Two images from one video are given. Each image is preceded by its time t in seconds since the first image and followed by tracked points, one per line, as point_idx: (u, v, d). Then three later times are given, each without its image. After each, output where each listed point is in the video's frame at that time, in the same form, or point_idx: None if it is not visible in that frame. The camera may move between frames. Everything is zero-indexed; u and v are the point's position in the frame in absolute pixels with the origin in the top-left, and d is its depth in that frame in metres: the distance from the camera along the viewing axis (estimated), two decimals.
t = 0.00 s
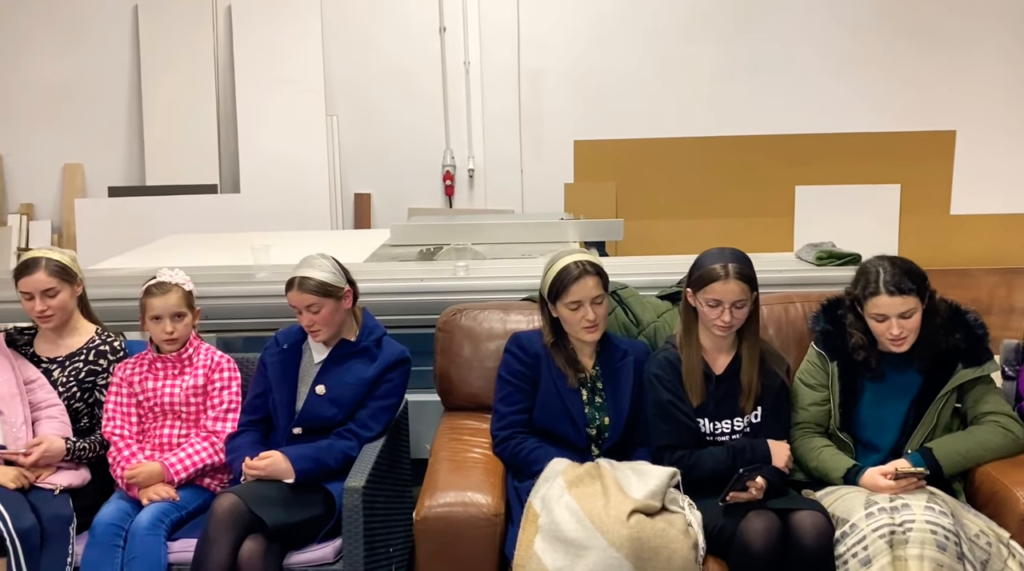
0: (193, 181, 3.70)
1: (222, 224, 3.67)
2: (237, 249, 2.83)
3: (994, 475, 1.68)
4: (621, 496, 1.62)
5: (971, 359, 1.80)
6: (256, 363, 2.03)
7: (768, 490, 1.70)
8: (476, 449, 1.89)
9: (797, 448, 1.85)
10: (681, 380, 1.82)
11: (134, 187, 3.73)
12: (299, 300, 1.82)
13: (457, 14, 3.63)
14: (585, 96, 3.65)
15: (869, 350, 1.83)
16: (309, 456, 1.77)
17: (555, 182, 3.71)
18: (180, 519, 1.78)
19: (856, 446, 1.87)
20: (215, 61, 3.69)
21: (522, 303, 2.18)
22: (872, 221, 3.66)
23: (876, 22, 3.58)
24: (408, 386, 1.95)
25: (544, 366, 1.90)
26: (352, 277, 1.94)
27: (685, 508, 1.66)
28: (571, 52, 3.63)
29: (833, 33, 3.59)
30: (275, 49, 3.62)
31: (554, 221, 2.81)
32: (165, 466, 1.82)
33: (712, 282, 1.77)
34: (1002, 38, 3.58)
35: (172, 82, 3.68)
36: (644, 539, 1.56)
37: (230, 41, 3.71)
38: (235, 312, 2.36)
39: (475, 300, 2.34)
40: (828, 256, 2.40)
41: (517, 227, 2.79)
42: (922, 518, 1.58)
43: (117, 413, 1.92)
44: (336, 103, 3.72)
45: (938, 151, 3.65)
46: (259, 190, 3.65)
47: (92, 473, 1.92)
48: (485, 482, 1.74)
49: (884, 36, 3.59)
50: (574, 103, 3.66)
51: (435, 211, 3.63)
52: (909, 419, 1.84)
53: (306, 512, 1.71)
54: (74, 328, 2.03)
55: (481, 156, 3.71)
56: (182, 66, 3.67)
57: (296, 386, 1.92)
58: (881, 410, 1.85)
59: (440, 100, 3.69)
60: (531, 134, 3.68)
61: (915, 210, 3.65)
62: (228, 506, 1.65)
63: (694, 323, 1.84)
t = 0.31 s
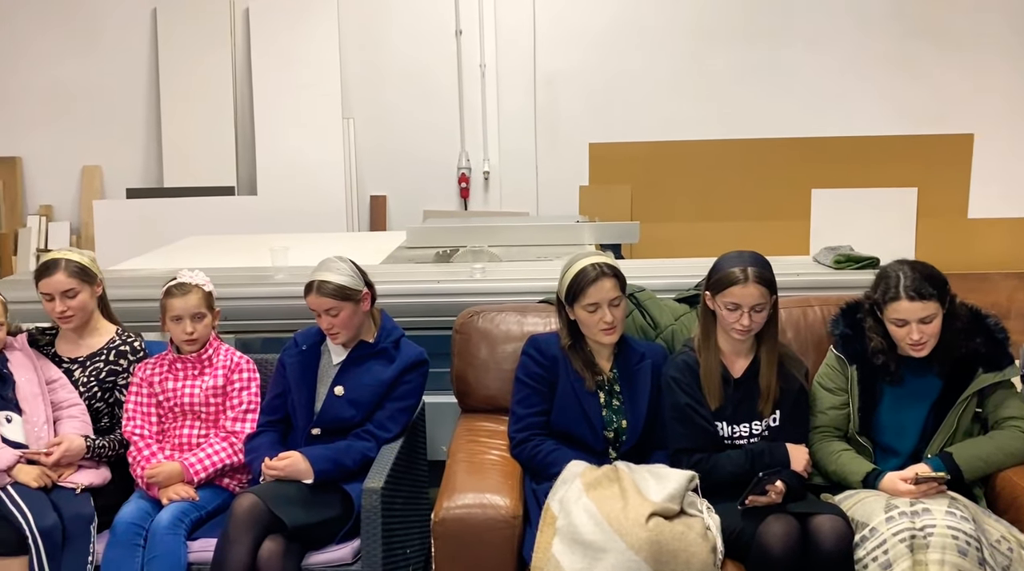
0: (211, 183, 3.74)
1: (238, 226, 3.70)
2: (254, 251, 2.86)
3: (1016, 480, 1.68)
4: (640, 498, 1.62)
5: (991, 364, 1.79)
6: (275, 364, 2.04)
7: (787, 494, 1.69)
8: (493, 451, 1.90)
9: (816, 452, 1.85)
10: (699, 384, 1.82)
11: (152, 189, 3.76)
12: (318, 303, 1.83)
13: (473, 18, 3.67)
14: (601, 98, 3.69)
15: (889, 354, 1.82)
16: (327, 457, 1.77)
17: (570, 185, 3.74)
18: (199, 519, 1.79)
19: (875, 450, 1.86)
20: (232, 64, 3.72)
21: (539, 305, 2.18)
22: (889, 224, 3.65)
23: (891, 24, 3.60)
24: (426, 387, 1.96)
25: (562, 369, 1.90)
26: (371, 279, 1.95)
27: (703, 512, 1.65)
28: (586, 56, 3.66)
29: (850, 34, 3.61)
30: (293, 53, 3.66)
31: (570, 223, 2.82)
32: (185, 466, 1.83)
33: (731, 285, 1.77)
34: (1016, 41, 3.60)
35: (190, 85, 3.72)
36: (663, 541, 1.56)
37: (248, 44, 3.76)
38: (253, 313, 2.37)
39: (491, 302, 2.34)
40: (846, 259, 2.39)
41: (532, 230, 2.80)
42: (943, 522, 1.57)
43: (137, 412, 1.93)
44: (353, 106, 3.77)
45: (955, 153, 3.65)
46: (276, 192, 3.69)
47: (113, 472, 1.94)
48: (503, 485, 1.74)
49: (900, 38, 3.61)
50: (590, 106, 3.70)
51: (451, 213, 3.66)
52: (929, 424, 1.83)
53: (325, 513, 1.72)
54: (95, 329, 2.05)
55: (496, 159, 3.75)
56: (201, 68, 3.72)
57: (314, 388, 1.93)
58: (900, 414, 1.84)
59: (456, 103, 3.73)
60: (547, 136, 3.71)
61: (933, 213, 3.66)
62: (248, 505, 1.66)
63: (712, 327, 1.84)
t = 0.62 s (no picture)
0: (228, 185, 3.78)
1: (254, 228, 3.74)
2: (271, 252, 2.88)
3: None
4: (657, 501, 1.62)
5: (1011, 368, 1.78)
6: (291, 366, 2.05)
7: (805, 498, 1.69)
8: (510, 454, 1.90)
9: (833, 456, 1.84)
10: (716, 387, 1.82)
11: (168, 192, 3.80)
12: (335, 305, 1.84)
13: (487, 21, 3.72)
14: (616, 100, 3.74)
15: (907, 358, 1.81)
16: (344, 458, 1.78)
17: (583, 187, 3.79)
18: (217, 519, 1.80)
19: (893, 454, 1.85)
20: (249, 68, 3.77)
21: (554, 308, 2.18)
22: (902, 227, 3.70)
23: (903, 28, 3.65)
24: (442, 389, 1.96)
25: (578, 372, 1.91)
26: (387, 282, 1.96)
27: (720, 515, 1.65)
28: (599, 59, 3.72)
29: (864, 36, 3.65)
30: (310, 57, 3.71)
31: (584, 226, 2.82)
32: (203, 467, 1.84)
33: (748, 288, 1.76)
34: None
35: (208, 88, 3.77)
36: (680, 544, 1.55)
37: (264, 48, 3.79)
38: (270, 315, 2.38)
39: (507, 304, 2.35)
40: (863, 262, 2.38)
41: (547, 232, 2.80)
42: (962, 528, 1.56)
43: (155, 414, 1.95)
44: (368, 109, 3.82)
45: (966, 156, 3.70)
46: (291, 195, 3.73)
47: (131, 473, 1.95)
48: (519, 487, 1.74)
49: (913, 42, 3.65)
50: (604, 108, 3.75)
51: (465, 215, 3.71)
52: (948, 429, 1.81)
53: (342, 514, 1.72)
54: (114, 330, 2.06)
55: (510, 161, 3.79)
56: (219, 71, 3.76)
57: (331, 389, 1.94)
58: (919, 418, 1.83)
59: (470, 106, 3.78)
60: (560, 138, 3.76)
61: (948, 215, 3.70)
62: (266, 506, 1.67)
63: (729, 330, 1.84)
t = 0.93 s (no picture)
0: (243, 188, 3.81)
1: (269, 230, 3.77)
2: (286, 255, 2.89)
3: None
4: (674, 504, 1.61)
5: None
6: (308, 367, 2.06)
7: (823, 501, 1.68)
8: (526, 456, 1.90)
9: (850, 460, 1.84)
10: (733, 390, 1.81)
11: (185, 195, 3.83)
12: (352, 307, 1.85)
13: (502, 24, 3.75)
14: (632, 101, 3.76)
15: (925, 361, 1.80)
16: (361, 459, 1.79)
17: (597, 190, 3.82)
18: (234, 520, 1.81)
19: (911, 458, 1.85)
20: (265, 72, 3.80)
21: (570, 310, 2.18)
22: (916, 229, 3.73)
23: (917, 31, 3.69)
24: (458, 391, 1.97)
25: (594, 374, 1.91)
26: (403, 284, 1.97)
27: (737, 518, 1.64)
28: (614, 62, 3.75)
29: (878, 41, 3.71)
30: (326, 60, 3.74)
31: (598, 228, 2.83)
32: (221, 468, 1.85)
33: (766, 291, 1.76)
34: None
35: (224, 92, 3.80)
36: (697, 547, 1.55)
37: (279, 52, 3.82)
38: (286, 317, 2.40)
39: (522, 307, 2.35)
40: (879, 265, 2.38)
41: (561, 235, 2.81)
42: (982, 532, 1.56)
43: (173, 415, 1.96)
44: (383, 113, 3.85)
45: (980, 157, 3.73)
46: (306, 197, 3.76)
47: (149, 474, 1.96)
48: (535, 489, 1.74)
49: (926, 47, 3.70)
50: (619, 110, 3.77)
51: (479, 218, 3.74)
52: (967, 433, 1.80)
53: (359, 515, 1.73)
54: (132, 331, 2.08)
55: (524, 164, 3.82)
56: (235, 75, 3.79)
57: (348, 391, 1.94)
58: (937, 422, 1.82)
59: (485, 109, 3.80)
60: (574, 140, 3.79)
61: (963, 217, 3.72)
62: (283, 507, 1.68)
63: (746, 332, 1.83)
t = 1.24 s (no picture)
0: (258, 191, 3.84)
1: (283, 232, 3.79)
2: (300, 257, 2.90)
3: None
4: (689, 507, 1.61)
5: None
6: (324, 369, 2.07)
7: (839, 504, 1.68)
8: (541, 458, 1.90)
9: (866, 463, 1.83)
10: (749, 393, 1.81)
11: (199, 198, 3.86)
12: (367, 307, 1.85)
13: (515, 28, 3.77)
14: (645, 104, 3.78)
15: (942, 364, 1.79)
16: (377, 461, 1.80)
17: (610, 193, 3.83)
18: (251, 521, 1.82)
19: (927, 461, 1.84)
20: (279, 76, 3.83)
21: (584, 313, 2.18)
22: (930, 232, 3.72)
23: (931, 32, 3.68)
24: (473, 393, 1.97)
25: (609, 377, 1.91)
26: (418, 285, 1.97)
27: (753, 521, 1.64)
28: (627, 64, 3.76)
29: (893, 42, 3.70)
30: (340, 63, 3.76)
31: (612, 231, 2.83)
32: (238, 469, 1.86)
33: (780, 293, 1.76)
34: None
35: (239, 95, 3.82)
36: (713, 550, 1.55)
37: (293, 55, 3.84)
38: (301, 319, 2.41)
39: (536, 309, 2.36)
40: (895, 268, 2.37)
41: (574, 237, 2.81)
42: (1000, 535, 1.55)
43: (190, 416, 1.98)
44: (396, 116, 3.87)
45: (995, 159, 3.71)
46: (320, 200, 3.79)
47: (166, 475, 1.97)
48: (551, 491, 1.75)
49: (941, 48, 3.69)
50: (631, 112, 3.78)
51: (492, 221, 3.75)
52: (985, 436, 1.79)
53: (376, 516, 1.74)
54: (150, 333, 2.09)
55: (536, 167, 3.84)
56: (249, 77, 3.82)
57: (364, 393, 1.95)
58: (954, 425, 1.81)
59: (497, 112, 3.82)
60: (587, 143, 3.81)
61: (978, 219, 3.71)
62: (300, 508, 1.68)
63: (761, 334, 1.83)
